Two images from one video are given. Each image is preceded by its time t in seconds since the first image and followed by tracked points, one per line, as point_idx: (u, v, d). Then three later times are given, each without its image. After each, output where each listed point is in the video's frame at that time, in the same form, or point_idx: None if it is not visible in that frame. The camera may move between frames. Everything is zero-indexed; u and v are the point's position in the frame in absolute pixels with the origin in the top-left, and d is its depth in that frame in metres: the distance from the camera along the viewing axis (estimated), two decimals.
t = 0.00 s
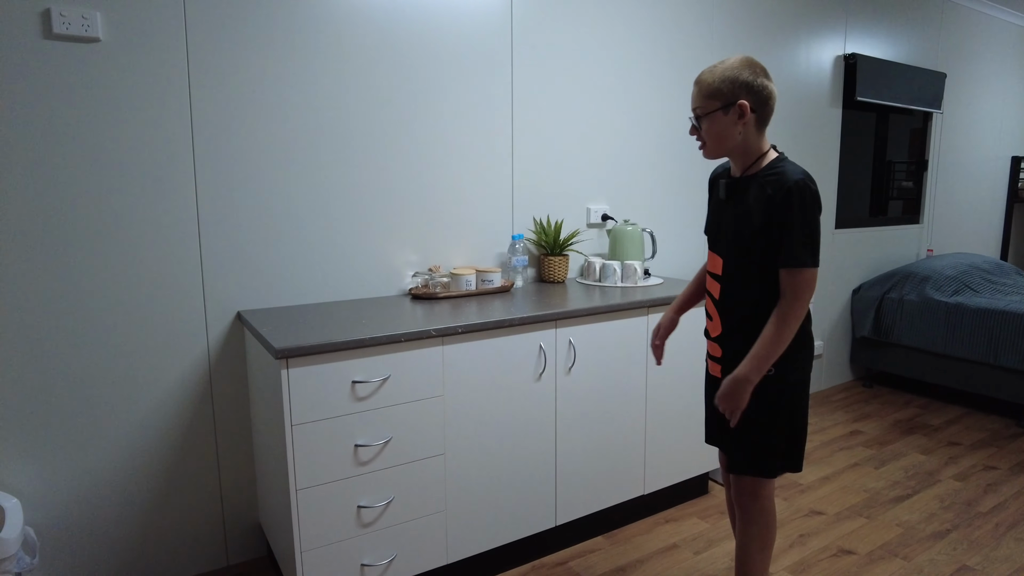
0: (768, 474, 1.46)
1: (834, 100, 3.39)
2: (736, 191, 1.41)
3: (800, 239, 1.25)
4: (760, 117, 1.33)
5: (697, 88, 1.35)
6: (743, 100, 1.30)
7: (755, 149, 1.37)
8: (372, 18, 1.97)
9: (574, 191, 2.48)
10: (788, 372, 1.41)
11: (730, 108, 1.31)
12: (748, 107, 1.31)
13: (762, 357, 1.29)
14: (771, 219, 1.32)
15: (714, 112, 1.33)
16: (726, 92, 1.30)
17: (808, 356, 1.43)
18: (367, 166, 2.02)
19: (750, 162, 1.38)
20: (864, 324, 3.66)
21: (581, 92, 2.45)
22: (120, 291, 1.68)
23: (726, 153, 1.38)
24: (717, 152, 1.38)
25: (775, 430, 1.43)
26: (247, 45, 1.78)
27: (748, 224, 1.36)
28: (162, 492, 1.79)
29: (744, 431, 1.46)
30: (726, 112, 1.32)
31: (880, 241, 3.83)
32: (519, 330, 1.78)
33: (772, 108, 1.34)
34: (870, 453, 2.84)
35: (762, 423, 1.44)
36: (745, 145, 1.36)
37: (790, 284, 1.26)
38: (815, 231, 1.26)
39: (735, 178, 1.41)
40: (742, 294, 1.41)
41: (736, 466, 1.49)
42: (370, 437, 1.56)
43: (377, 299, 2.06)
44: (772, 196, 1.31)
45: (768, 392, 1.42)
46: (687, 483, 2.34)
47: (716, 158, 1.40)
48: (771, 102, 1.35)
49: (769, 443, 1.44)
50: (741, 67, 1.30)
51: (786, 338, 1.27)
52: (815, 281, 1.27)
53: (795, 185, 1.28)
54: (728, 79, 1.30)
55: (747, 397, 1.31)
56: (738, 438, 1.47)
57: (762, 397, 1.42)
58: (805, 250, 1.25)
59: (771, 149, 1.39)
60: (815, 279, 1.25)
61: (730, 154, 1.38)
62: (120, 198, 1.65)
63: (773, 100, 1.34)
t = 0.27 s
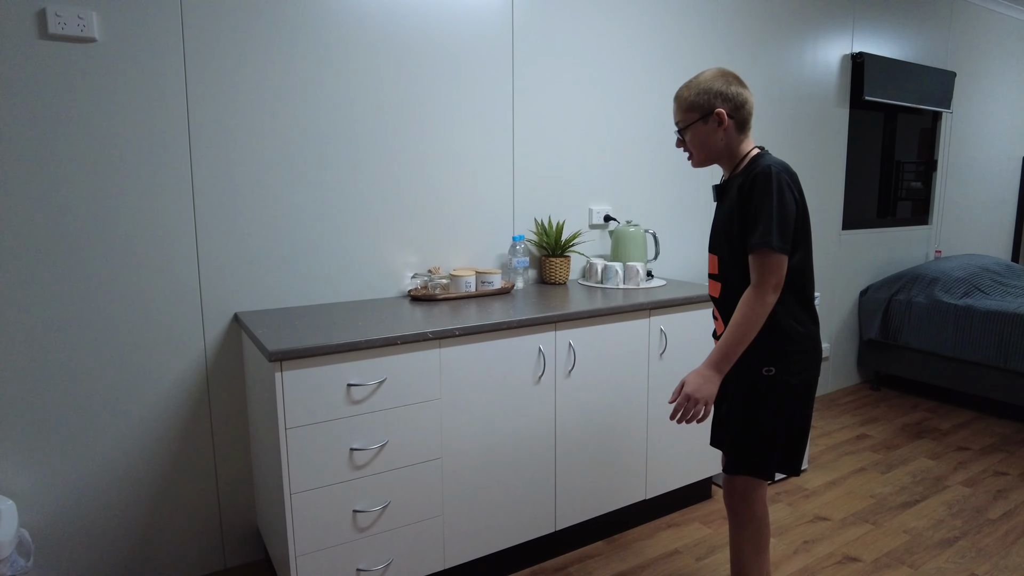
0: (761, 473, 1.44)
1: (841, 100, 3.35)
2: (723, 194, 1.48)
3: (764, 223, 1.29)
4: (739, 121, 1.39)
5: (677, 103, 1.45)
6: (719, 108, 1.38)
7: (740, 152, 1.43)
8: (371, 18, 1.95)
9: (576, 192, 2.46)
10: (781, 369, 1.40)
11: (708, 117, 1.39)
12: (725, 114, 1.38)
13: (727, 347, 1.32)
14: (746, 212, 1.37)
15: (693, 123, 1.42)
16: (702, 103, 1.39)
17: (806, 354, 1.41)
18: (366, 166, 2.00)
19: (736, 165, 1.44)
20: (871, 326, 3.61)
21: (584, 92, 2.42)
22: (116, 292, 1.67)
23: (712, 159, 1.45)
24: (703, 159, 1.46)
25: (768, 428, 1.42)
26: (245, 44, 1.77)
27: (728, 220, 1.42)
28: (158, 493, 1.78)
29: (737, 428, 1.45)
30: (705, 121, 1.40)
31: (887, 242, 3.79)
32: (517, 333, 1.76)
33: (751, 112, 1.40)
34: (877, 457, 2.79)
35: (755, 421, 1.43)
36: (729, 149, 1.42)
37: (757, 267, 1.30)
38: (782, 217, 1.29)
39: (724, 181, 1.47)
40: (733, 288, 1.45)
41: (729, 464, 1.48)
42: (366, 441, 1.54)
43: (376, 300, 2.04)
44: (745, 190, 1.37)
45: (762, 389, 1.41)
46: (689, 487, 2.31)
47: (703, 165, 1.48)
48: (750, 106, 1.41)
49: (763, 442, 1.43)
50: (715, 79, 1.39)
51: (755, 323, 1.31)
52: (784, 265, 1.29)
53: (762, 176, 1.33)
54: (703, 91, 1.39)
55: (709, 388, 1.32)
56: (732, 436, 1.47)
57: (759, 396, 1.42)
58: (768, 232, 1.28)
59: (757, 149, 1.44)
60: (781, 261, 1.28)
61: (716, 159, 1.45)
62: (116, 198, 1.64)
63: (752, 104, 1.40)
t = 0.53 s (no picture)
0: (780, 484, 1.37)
1: (851, 98, 3.27)
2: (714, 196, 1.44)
3: (763, 215, 1.25)
4: (729, 124, 1.37)
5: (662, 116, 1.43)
6: (707, 113, 1.36)
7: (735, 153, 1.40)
8: (365, 14, 1.91)
9: (577, 192, 2.41)
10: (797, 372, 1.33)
11: (697, 122, 1.36)
12: (714, 117, 1.36)
13: (750, 348, 1.31)
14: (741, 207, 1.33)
15: (684, 131, 1.39)
16: (688, 110, 1.37)
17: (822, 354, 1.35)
18: (361, 165, 1.96)
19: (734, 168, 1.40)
20: (882, 329, 3.53)
21: (585, 90, 2.37)
22: (104, 295, 1.64)
23: (708, 165, 1.42)
24: (697, 166, 1.42)
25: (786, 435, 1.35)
26: (237, 41, 1.73)
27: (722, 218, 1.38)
28: (148, 498, 1.75)
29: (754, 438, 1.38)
30: (695, 127, 1.37)
31: (899, 243, 3.70)
32: (512, 337, 1.71)
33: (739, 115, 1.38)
34: (888, 465, 2.72)
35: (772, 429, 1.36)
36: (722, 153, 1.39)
37: (764, 262, 1.26)
38: (779, 208, 1.25)
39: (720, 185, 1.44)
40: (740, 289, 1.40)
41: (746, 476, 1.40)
42: (354, 448, 1.50)
43: (371, 302, 2.00)
44: (738, 186, 1.33)
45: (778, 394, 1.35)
46: (692, 495, 2.25)
47: (700, 172, 1.44)
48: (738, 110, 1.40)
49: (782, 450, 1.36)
50: (698, 86, 1.37)
51: (772, 322, 1.28)
52: (791, 257, 1.26)
53: (752, 169, 1.30)
54: (689, 99, 1.37)
55: (746, 391, 1.35)
56: (748, 446, 1.39)
57: (773, 400, 1.35)
58: (767, 224, 1.24)
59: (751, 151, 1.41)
60: (786, 252, 1.24)
61: (710, 166, 1.42)
62: (103, 199, 1.61)
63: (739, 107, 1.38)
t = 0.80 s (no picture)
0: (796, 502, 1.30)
1: (863, 97, 3.18)
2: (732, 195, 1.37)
3: (784, 216, 1.18)
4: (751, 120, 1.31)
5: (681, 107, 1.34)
6: (734, 107, 1.29)
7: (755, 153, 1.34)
8: (359, 14, 1.87)
9: (578, 195, 2.35)
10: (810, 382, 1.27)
11: (724, 116, 1.29)
12: (740, 112, 1.29)
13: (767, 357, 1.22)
14: (761, 207, 1.26)
15: (708, 124, 1.31)
16: (716, 100, 1.29)
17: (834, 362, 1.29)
18: (354, 168, 1.92)
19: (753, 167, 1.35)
20: (894, 334, 3.44)
21: (586, 91, 2.32)
22: (89, 301, 1.61)
23: (727, 163, 1.35)
24: (717, 162, 1.34)
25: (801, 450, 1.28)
26: (225, 41, 1.69)
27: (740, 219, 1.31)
28: (134, 508, 1.71)
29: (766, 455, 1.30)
30: (722, 119, 1.30)
31: (912, 246, 3.61)
32: (507, 346, 1.66)
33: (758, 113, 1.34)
34: (899, 475, 2.63)
35: (786, 443, 1.28)
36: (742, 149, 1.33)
37: (785, 266, 1.19)
38: (802, 209, 1.19)
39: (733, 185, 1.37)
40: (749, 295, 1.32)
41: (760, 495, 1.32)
42: (341, 461, 1.46)
43: (365, 308, 1.96)
44: (757, 185, 1.27)
45: (790, 407, 1.27)
46: (695, 507, 2.18)
47: (717, 170, 1.36)
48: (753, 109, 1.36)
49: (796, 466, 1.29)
50: (723, 78, 1.30)
51: (791, 328, 1.20)
52: (813, 260, 1.19)
53: (774, 167, 1.23)
54: (715, 91, 1.29)
55: (761, 403, 1.24)
56: (758, 463, 1.31)
57: (783, 415, 1.28)
58: (791, 225, 1.17)
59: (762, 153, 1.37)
60: (809, 255, 1.17)
61: (728, 163, 1.35)
62: (88, 203, 1.58)
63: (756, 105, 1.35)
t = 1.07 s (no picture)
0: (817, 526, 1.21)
1: (870, 97, 3.12)
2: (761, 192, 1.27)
3: (828, 221, 1.09)
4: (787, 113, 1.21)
5: (714, 92, 1.22)
6: (774, 97, 1.19)
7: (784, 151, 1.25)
8: (351, 14, 1.84)
9: (576, 197, 2.31)
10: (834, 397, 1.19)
11: (763, 104, 1.18)
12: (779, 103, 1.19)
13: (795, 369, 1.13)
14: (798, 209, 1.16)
15: (745, 111, 1.19)
16: (755, 87, 1.17)
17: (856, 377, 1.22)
18: (346, 170, 1.89)
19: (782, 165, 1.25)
20: (903, 339, 3.36)
21: (585, 92, 2.28)
22: (74, 304, 1.59)
23: (757, 157, 1.24)
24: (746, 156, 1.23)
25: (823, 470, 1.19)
26: (213, 42, 1.67)
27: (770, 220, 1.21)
28: (121, 515, 1.69)
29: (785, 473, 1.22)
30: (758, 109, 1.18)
31: (922, 249, 3.53)
32: (498, 352, 1.62)
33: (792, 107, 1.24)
34: (907, 485, 2.57)
35: (806, 463, 1.20)
36: (774, 145, 1.23)
37: (822, 273, 1.10)
38: (846, 214, 1.10)
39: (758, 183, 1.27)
40: (771, 303, 1.23)
41: (777, 518, 1.23)
42: (326, 469, 1.43)
43: (357, 312, 1.93)
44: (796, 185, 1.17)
45: (811, 424, 1.20)
46: (695, 517, 2.13)
47: (745, 163, 1.25)
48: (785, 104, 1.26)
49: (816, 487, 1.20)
50: (764, 65, 1.20)
51: (825, 340, 1.11)
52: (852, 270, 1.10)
53: (817, 168, 1.14)
54: (756, 76, 1.18)
55: (789, 419, 1.15)
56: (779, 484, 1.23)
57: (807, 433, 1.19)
58: (837, 231, 1.08)
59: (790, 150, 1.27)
60: (852, 264, 1.09)
61: (757, 158, 1.24)
62: (72, 205, 1.56)
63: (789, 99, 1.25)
